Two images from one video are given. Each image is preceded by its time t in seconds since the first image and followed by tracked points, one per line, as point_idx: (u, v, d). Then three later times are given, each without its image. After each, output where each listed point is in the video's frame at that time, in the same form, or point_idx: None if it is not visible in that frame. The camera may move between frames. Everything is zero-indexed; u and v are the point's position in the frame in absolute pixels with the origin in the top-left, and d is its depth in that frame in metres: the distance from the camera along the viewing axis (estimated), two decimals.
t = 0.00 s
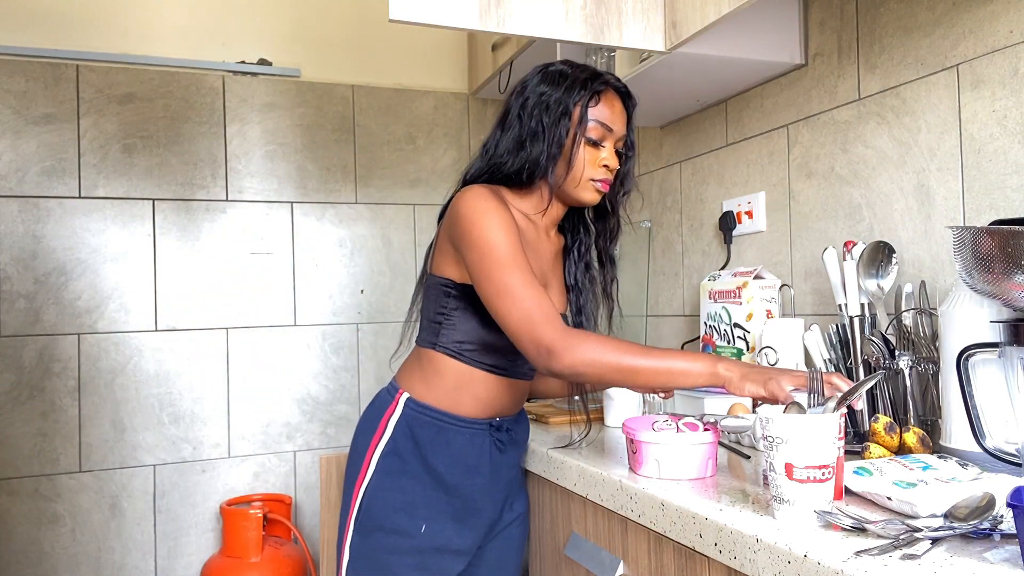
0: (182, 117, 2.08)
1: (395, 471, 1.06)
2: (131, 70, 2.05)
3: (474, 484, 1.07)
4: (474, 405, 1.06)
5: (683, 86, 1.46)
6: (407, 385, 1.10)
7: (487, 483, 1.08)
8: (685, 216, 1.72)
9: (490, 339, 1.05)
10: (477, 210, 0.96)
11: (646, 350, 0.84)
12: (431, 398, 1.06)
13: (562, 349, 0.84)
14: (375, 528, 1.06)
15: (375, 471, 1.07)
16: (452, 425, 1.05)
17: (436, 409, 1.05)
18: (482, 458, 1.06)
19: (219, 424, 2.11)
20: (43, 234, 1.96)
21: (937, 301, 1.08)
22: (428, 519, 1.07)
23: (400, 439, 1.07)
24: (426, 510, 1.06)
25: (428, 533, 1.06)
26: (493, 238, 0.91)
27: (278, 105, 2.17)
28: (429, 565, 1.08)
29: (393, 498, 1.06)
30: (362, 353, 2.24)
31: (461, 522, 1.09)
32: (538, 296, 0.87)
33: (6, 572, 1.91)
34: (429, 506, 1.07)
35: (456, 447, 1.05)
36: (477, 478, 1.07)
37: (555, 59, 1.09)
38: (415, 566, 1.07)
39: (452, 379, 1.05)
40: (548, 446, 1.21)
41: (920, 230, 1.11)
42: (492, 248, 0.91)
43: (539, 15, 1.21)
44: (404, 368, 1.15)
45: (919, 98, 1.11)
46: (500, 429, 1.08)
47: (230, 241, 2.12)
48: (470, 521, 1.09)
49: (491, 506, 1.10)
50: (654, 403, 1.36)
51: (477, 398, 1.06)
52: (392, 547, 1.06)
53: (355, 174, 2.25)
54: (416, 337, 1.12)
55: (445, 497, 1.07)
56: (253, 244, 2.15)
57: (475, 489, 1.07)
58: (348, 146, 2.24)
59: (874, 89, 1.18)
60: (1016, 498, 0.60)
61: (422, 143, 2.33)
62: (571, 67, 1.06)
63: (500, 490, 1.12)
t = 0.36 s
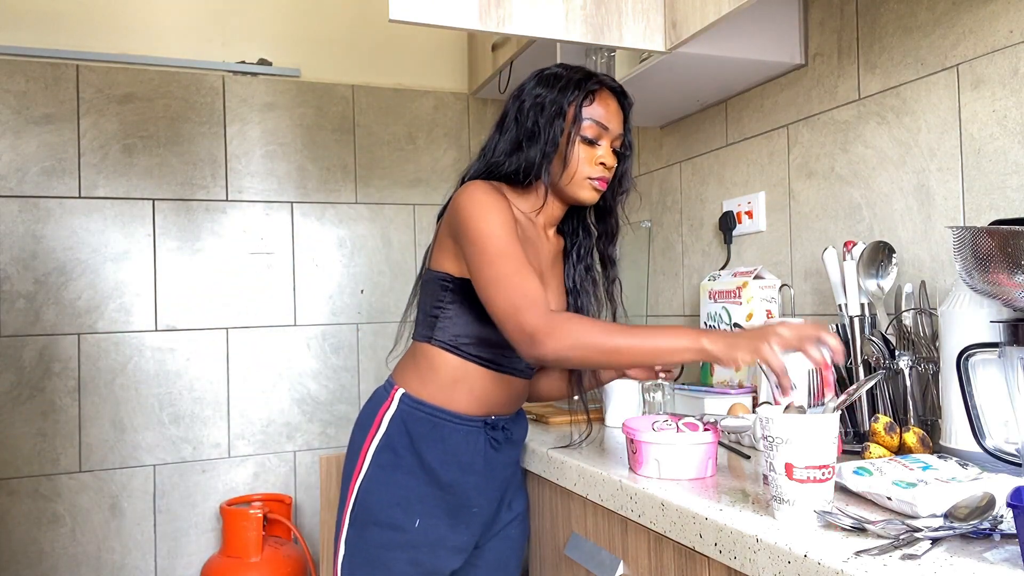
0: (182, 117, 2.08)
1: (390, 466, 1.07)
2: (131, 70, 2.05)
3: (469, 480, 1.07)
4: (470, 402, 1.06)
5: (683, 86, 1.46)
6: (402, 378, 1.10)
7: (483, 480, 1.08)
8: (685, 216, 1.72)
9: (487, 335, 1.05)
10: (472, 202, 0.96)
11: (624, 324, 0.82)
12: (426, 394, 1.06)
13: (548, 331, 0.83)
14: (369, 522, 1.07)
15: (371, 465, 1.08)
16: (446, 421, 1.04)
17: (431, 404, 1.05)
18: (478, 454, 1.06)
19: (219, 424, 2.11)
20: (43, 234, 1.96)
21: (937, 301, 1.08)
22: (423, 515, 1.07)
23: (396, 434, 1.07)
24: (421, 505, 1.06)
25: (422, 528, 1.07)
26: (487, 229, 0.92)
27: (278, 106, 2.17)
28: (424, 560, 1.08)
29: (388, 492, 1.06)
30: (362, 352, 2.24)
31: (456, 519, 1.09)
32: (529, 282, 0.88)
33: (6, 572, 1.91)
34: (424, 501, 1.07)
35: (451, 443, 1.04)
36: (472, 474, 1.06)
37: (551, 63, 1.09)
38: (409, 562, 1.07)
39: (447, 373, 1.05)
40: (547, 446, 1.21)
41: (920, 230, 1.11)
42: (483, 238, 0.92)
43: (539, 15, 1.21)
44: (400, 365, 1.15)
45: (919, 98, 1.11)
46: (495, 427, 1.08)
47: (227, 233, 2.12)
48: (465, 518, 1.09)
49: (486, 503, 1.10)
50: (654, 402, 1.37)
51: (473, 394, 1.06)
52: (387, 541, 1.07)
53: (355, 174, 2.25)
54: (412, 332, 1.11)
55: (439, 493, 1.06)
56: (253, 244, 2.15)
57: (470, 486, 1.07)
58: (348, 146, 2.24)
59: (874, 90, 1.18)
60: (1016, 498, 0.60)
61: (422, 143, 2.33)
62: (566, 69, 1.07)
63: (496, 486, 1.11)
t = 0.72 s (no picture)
0: (182, 117, 2.08)
1: (383, 456, 1.07)
2: (131, 70, 2.05)
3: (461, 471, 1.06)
4: (460, 399, 1.04)
5: (683, 86, 1.46)
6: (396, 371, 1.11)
7: (476, 473, 1.07)
8: (685, 216, 1.72)
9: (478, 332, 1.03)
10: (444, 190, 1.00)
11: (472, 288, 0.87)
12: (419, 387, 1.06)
13: (403, 303, 0.90)
14: (364, 512, 1.07)
15: (365, 455, 1.09)
16: (437, 415, 1.04)
17: (422, 398, 1.05)
18: (470, 449, 1.05)
19: (219, 424, 2.11)
20: (43, 234, 1.96)
21: (937, 301, 1.08)
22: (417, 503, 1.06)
23: (389, 424, 1.08)
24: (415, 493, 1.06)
25: (416, 517, 1.06)
26: (442, 224, 0.95)
27: (278, 106, 2.17)
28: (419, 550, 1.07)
29: (380, 481, 1.06)
30: (362, 353, 2.24)
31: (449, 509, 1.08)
32: (429, 272, 0.92)
33: (6, 571, 1.91)
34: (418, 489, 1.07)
35: (441, 434, 1.04)
36: (464, 465, 1.06)
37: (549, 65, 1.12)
38: (403, 552, 1.06)
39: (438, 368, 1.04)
40: (547, 446, 1.21)
41: (920, 230, 1.11)
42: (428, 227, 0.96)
43: (539, 14, 1.21)
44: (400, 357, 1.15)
45: (919, 98, 1.11)
46: (487, 426, 1.06)
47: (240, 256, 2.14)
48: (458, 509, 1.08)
49: (480, 495, 1.09)
50: (654, 403, 1.37)
51: (464, 391, 1.04)
52: (381, 531, 1.06)
53: (355, 174, 2.25)
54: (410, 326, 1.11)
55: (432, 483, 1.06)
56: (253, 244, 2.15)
57: (463, 475, 1.06)
58: (348, 146, 2.24)
59: (874, 90, 1.18)
60: (1016, 498, 0.60)
61: (422, 143, 2.33)
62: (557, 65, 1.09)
63: (490, 480, 1.10)
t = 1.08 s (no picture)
0: (182, 117, 2.08)
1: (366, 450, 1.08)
2: (131, 70, 2.05)
3: (439, 467, 1.05)
4: (437, 399, 1.05)
5: (683, 86, 1.46)
6: (383, 370, 1.13)
7: (457, 472, 1.06)
8: (685, 216, 1.72)
9: (450, 330, 1.04)
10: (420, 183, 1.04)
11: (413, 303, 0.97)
12: (399, 387, 1.07)
13: (349, 288, 0.99)
14: (346, 507, 1.08)
15: (348, 451, 1.10)
16: (414, 414, 1.05)
17: (401, 397, 1.06)
18: (443, 448, 1.05)
19: (219, 424, 2.11)
20: (43, 234, 1.96)
21: (937, 301, 1.08)
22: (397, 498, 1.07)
23: (369, 420, 1.09)
24: (396, 488, 1.07)
25: (394, 512, 1.06)
26: (407, 217, 1.00)
27: (278, 106, 2.17)
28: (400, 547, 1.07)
29: (359, 475, 1.07)
30: (362, 353, 2.24)
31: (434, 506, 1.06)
32: (389, 265, 0.99)
33: (6, 572, 1.91)
34: (400, 485, 1.07)
35: (415, 429, 1.04)
36: (437, 463, 1.05)
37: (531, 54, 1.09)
38: (382, 546, 1.06)
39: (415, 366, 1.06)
40: (547, 446, 1.21)
41: (920, 230, 1.11)
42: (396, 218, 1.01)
43: (539, 14, 1.21)
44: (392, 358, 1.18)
45: (919, 98, 1.11)
46: (465, 428, 1.05)
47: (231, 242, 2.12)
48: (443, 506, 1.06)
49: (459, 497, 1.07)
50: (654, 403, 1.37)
51: (440, 391, 1.05)
52: (362, 525, 1.06)
53: (355, 174, 2.25)
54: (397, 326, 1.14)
55: (412, 479, 1.06)
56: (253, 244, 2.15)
57: (440, 472, 1.05)
58: (348, 146, 2.24)
59: (874, 90, 1.18)
60: (1016, 498, 0.60)
61: (422, 143, 2.33)
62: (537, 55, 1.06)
63: (474, 480, 1.08)
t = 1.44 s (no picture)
0: (182, 117, 2.08)
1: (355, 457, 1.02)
2: (131, 70, 2.05)
3: (427, 474, 0.99)
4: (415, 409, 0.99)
5: (682, 86, 1.46)
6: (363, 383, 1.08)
7: (447, 479, 0.99)
8: (685, 216, 1.72)
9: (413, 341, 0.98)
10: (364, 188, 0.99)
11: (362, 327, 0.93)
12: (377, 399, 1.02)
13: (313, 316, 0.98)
14: (338, 516, 1.03)
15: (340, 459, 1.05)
16: (396, 425, 0.99)
17: (379, 410, 1.01)
18: (431, 456, 0.98)
19: (219, 424, 2.11)
20: (43, 234, 1.96)
21: (937, 301, 1.08)
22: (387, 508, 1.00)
23: (358, 427, 1.04)
24: (385, 496, 1.00)
25: (386, 522, 1.00)
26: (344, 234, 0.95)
27: (278, 106, 2.17)
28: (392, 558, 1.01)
29: (349, 484, 1.02)
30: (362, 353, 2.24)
31: (426, 514, 1.00)
32: (337, 281, 0.96)
33: (6, 571, 1.91)
34: (390, 493, 1.00)
35: (401, 437, 0.98)
36: (425, 471, 0.99)
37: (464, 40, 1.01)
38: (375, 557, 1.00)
39: (387, 380, 1.01)
40: (547, 446, 1.21)
41: (920, 230, 1.11)
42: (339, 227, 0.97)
43: (539, 14, 1.21)
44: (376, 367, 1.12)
45: (919, 98, 1.11)
46: (449, 434, 0.99)
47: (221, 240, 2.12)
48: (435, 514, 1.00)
49: (452, 504, 1.00)
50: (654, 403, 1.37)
51: (415, 401, 0.99)
52: (353, 534, 1.01)
53: (355, 175, 2.26)
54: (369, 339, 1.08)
55: (401, 487, 1.00)
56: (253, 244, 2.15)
57: (430, 479, 0.99)
58: (348, 146, 2.25)
59: (874, 89, 1.18)
60: (1016, 498, 0.60)
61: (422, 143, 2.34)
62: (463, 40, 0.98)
63: (468, 486, 1.01)
